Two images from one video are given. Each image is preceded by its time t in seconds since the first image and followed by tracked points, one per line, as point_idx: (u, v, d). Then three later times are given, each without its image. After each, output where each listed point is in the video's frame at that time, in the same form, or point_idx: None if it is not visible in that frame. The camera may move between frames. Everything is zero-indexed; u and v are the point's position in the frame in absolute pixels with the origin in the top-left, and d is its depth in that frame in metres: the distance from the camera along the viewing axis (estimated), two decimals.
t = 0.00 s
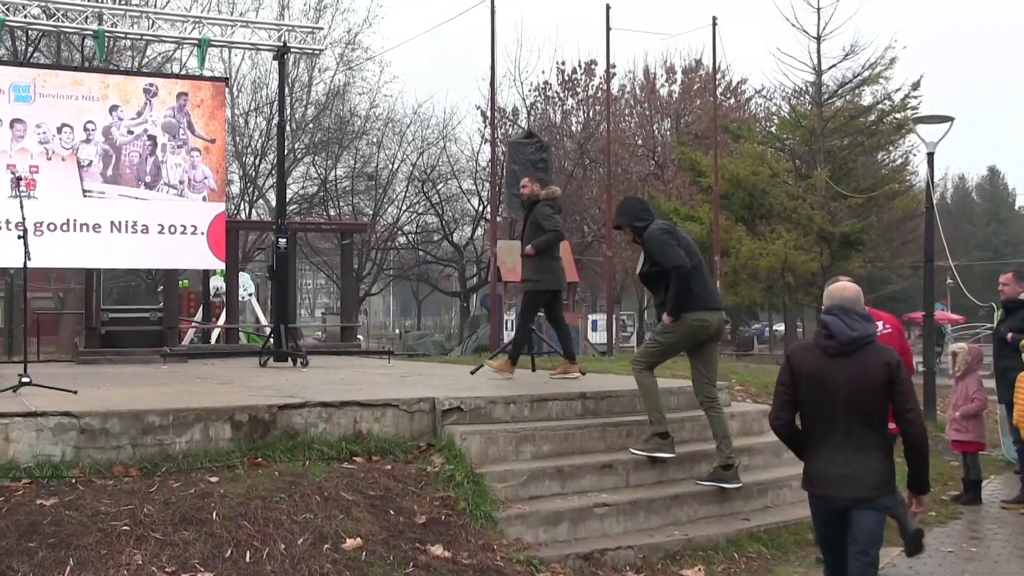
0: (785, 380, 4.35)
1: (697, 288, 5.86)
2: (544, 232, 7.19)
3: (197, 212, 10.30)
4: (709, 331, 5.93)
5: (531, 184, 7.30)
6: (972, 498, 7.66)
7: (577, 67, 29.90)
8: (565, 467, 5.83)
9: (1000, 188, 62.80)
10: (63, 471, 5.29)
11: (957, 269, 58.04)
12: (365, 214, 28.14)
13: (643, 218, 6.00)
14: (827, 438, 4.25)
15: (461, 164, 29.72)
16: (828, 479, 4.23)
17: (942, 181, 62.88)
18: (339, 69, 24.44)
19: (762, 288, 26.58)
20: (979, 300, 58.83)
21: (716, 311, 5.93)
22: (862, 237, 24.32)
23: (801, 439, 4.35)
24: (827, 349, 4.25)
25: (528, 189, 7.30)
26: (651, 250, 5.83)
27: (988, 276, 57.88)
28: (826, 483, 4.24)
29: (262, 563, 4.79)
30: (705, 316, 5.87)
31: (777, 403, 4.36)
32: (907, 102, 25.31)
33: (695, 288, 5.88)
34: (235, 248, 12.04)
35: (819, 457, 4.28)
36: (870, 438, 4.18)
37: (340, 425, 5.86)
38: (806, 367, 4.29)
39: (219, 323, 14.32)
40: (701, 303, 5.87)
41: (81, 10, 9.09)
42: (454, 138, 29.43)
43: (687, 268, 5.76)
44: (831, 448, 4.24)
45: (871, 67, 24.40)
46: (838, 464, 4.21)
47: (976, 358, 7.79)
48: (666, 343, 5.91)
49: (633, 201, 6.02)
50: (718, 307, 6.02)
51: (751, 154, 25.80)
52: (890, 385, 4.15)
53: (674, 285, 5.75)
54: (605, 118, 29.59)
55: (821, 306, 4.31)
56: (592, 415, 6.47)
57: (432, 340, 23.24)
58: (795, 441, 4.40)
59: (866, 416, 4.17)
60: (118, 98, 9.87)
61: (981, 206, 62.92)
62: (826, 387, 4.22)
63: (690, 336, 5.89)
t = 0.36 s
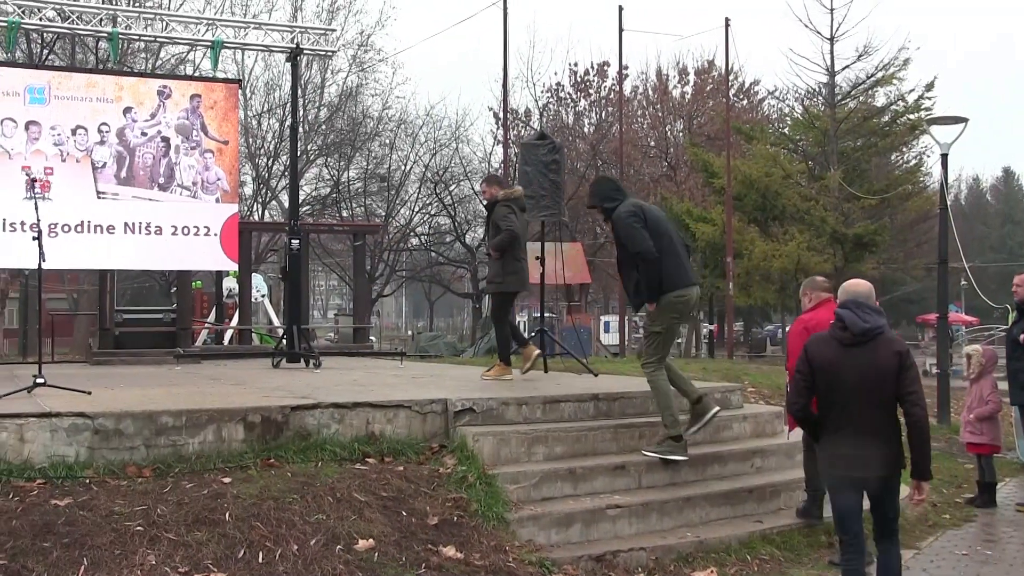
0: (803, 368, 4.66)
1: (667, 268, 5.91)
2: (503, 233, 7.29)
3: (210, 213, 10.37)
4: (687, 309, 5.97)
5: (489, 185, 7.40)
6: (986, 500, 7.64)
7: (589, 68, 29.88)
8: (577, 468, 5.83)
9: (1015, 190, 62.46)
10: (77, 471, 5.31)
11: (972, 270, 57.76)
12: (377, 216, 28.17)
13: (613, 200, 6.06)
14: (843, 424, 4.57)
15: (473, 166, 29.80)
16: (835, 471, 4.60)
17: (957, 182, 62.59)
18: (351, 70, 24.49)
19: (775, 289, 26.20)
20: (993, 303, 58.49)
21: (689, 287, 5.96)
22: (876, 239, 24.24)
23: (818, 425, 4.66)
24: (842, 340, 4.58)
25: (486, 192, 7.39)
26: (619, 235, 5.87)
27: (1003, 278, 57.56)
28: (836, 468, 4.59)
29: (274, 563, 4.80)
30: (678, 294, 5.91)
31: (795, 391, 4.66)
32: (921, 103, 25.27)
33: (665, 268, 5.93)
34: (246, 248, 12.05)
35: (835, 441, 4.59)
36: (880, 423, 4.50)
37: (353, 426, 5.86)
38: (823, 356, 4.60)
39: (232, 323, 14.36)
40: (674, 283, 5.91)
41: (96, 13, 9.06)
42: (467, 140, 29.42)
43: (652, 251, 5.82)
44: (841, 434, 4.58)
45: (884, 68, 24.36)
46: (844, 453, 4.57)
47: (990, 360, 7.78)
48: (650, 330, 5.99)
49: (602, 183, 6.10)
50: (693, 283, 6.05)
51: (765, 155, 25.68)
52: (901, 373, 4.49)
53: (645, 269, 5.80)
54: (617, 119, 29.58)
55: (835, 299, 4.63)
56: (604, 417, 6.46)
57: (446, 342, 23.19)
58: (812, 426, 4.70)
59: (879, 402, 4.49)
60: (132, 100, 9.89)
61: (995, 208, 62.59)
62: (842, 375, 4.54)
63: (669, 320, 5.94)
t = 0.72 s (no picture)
0: (822, 371, 4.87)
1: (640, 254, 6.01)
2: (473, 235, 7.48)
3: (222, 214, 10.39)
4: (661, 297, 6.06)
5: (460, 192, 7.62)
6: (1000, 502, 7.61)
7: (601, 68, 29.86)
8: (589, 469, 5.82)
9: None
10: (90, 471, 5.33)
11: (986, 271, 57.49)
12: (389, 216, 28.21)
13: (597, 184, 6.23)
14: (862, 424, 4.78)
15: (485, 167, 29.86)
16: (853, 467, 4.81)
17: (970, 183, 62.31)
18: (363, 71, 24.53)
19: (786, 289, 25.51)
20: (1007, 303, 58.19)
21: (663, 274, 6.06)
22: (889, 239, 24.14)
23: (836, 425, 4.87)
24: (860, 346, 4.79)
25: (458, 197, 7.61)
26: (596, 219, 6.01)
27: (1017, 278, 57.25)
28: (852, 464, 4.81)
29: (286, 563, 4.80)
30: (652, 280, 6.00)
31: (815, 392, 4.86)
32: (934, 103, 25.19)
33: (639, 255, 6.04)
34: (258, 249, 12.06)
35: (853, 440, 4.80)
36: (896, 424, 4.71)
37: (365, 427, 5.87)
38: (842, 360, 4.82)
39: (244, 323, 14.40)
40: (647, 269, 6.01)
41: (109, 15, 9.08)
42: (478, 140, 29.45)
43: (625, 237, 5.94)
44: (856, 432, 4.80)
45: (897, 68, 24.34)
46: (863, 451, 4.78)
47: (1007, 362, 7.70)
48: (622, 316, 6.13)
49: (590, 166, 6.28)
50: (668, 271, 6.14)
51: (777, 155, 25.51)
52: (917, 378, 4.70)
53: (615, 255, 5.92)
54: (629, 119, 29.55)
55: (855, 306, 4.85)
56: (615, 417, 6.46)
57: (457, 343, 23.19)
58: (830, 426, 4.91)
59: (895, 404, 4.70)
60: (145, 102, 9.89)
61: (1009, 208, 62.28)
62: (861, 377, 4.76)
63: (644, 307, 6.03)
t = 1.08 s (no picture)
0: (832, 373, 5.08)
1: (621, 230, 6.34)
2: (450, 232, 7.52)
3: (234, 214, 10.37)
4: (632, 272, 6.39)
5: (433, 188, 7.59)
6: (1014, 504, 7.59)
7: (612, 68, 29.86)
8: (600, 470, 5.81)
9: None
10: (103, 471, 5.36)
11: (999, 272, 57.25)
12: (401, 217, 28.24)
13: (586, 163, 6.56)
14: (871, 421, 5.05)
15: (497, 167, 29.87)
16: (858, 458, 5.06)
17: (984, 184, 62.06)
18: (374, 72, 24.58)
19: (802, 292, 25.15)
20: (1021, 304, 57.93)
21: (640, 254, 6.39)
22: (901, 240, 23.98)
23: (846, 424, 5.09)
24: (865, 347, 5.08)
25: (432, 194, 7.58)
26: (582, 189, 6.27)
27: None
28: (860, 460, 5.05)
29: (299, 563, 4.81)
30: (627, 256, 6.34)
31: (830, 394, 5.04)
32: (947, 103, 25.11)
33: (619, 230, 6.35)
34: (270, 250, 12.01)
35: (861, 437, 5.05)
36: (902, 419, 5.04)
37: (376, 427, 5.87)
38: (852, 362, 5.07)
39: (256, 323, 14.43)
40: (624, 245, 6.35)
41: (122, 16, 9.11)
42: (489, 141, 29.48)
43: (609, 209, 6.21)
44: (862, 428, 5.05)
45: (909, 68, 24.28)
46: (868, 446, 5.05)
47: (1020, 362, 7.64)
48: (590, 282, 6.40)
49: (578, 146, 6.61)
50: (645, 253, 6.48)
51: (789, 156, 25.16)
52: (915, 375, 5.09)
53: (598, 224, 6.21)
54: (641, 120, 29.52)
55: (857, 310, 5.13)
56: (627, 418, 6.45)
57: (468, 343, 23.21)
58: (838, 425, 5.13)
59: (902, 401, 5.04)
60: (158, 103, 9.96)
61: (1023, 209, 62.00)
62: (872, 378, 5.03)
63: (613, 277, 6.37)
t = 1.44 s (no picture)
0: (819, 365, 5.22)
1: (585, 227, 6.43)
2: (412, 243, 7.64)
3: (249, 215, 10.38)
4: (604, 265, 6.50)
5: (410, 193, 7.73)
6: None
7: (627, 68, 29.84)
8: (615, 470, 5.80)
9: None
10: (120, 471, 5.38)
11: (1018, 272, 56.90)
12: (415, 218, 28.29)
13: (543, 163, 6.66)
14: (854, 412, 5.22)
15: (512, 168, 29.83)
16: (848, 447, 5.21)
17: (1001, 184, 61.70)
18: (389, 72, 24.60)
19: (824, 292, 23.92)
20: None
21: (610, 247, 6.49)
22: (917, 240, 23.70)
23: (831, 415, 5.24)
24: (847, 341, 5.26)
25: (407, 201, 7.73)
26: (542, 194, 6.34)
27: None
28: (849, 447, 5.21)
29: (314, 564, 4.82)
30: (595, 251, 6.43)
31: (817, 383, 5.18)
32: (964, 102, 24.86)
33: (583, 228, 6.45)
34: (286, 251, 11.95)
35: (847, 426, 5.22)
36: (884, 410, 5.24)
37: (392, 427, 5.88)
38: (838, 354, 5.22)
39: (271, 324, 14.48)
40: (591, 242, 6.44)
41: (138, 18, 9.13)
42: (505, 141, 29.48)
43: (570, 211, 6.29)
44: (850, 418, 5.21)
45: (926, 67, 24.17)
46: (856, 434, 5.21)
47: None
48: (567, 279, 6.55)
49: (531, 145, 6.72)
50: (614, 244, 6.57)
51: (805, 156, 24.94)
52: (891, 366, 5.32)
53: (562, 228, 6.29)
54: (655, 120, 29.41)
55: (838, 307, 5.32)
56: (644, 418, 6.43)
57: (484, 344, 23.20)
58: (824, 416, 5.26)
59: (884, 392, 5.24)
60: (174, 104, 10.03)
61: None
62: (857, 370, 5.19)
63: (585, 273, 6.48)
